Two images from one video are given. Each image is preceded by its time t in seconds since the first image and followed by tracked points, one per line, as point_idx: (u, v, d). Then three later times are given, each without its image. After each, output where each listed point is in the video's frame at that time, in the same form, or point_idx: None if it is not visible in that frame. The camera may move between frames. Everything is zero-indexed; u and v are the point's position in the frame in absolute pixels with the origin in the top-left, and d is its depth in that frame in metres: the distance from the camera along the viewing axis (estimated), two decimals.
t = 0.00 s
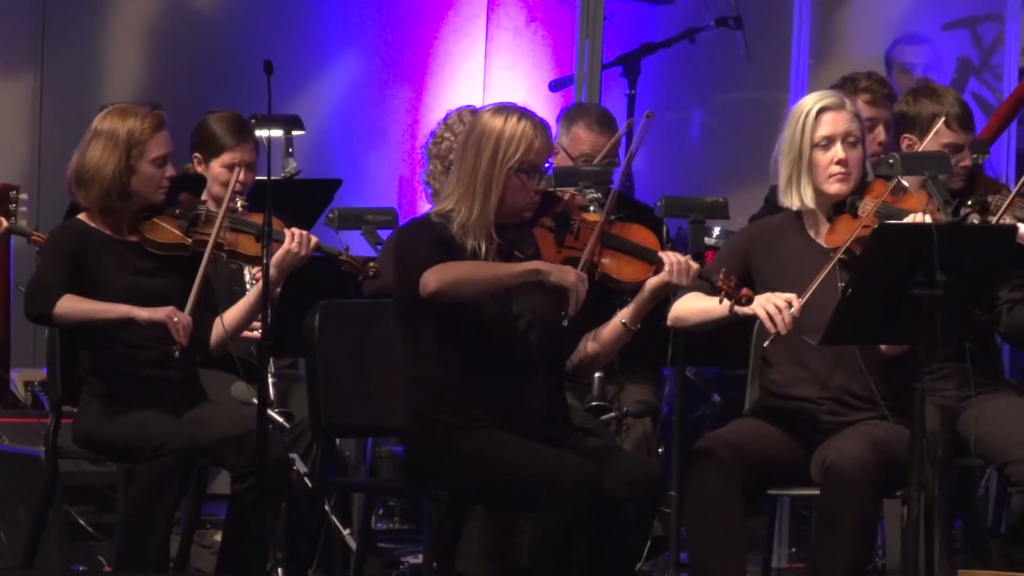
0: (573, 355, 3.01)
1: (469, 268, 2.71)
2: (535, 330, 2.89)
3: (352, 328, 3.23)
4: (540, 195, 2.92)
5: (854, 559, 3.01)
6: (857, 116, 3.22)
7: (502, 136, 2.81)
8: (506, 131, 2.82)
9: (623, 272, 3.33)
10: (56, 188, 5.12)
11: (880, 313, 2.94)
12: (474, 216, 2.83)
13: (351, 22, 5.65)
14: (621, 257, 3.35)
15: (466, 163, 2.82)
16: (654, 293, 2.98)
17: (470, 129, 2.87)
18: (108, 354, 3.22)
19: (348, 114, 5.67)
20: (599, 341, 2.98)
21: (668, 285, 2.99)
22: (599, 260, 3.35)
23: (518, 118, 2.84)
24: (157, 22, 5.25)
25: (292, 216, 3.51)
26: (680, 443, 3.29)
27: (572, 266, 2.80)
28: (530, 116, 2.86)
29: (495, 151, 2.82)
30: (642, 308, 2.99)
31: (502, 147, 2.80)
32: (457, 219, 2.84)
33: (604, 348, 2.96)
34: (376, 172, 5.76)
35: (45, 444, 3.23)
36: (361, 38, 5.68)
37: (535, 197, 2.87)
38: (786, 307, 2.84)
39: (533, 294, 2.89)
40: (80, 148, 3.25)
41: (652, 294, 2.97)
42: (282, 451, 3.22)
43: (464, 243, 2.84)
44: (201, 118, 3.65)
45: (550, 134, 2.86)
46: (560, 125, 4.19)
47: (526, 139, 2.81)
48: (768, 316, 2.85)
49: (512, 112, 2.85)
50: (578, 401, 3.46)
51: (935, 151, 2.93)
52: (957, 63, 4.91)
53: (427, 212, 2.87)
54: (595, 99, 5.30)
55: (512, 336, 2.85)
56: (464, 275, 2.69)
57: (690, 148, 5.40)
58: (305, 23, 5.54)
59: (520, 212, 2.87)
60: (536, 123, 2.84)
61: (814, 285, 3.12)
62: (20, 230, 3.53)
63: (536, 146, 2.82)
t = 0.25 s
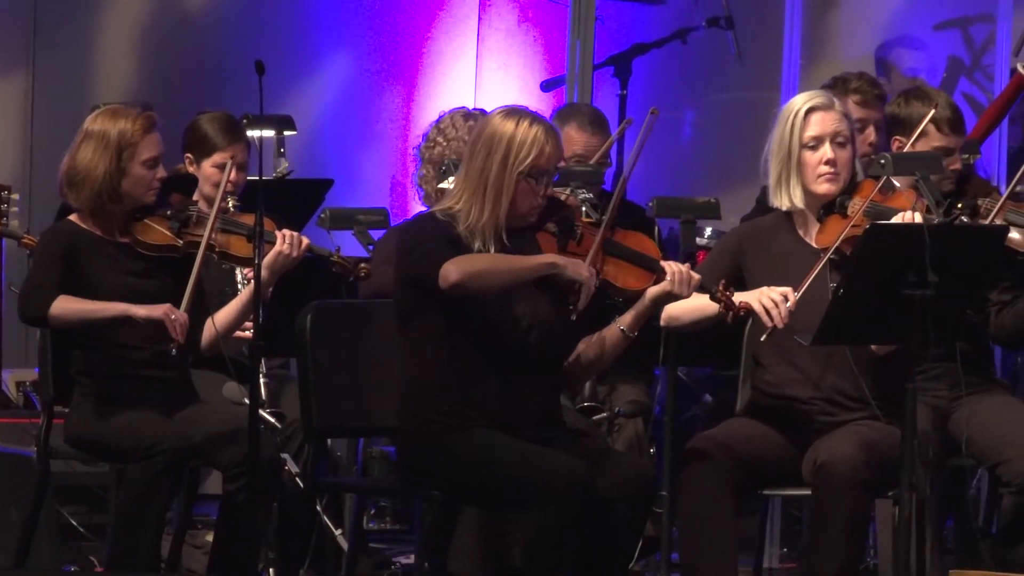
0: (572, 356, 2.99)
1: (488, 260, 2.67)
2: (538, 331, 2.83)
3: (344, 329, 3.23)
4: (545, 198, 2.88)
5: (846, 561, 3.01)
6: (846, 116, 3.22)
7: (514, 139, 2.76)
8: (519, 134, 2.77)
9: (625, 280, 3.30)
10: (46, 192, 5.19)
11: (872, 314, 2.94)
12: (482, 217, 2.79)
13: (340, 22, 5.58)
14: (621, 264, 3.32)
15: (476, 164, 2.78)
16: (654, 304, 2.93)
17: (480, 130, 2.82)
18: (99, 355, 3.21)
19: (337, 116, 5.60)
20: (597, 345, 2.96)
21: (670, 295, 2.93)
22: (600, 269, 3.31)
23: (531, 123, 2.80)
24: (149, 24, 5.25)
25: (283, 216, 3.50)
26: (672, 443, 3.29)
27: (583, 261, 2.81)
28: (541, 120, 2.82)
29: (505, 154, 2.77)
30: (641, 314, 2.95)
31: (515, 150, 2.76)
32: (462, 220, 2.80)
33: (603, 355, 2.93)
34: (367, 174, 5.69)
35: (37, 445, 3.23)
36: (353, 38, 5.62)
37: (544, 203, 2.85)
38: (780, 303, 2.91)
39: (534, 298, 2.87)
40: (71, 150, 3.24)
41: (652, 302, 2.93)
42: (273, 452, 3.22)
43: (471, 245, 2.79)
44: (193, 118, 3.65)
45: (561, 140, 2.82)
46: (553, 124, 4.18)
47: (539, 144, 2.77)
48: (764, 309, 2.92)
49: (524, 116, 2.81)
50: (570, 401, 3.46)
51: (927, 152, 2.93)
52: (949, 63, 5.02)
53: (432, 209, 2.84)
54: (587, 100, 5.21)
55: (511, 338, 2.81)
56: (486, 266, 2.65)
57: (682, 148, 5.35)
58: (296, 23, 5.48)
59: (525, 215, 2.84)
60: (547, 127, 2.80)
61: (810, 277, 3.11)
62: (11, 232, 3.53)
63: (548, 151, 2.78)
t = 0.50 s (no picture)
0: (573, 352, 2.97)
1: (500, 256, 2.65)
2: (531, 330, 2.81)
3: (336, 329, 3.24)
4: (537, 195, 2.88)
5: (837, 561, 3.00)
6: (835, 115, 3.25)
7: (506, 138, 2.76)
8: (510, 133, 2.76)
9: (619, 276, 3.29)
10: (37, 190, 5.14)
11: (862, 314, 2.94)
12: (477, 217, 2.78)
13: (334, 22, 5.59)
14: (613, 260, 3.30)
15: (469, 164, 2.77)
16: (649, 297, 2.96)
17: (471, 131, 2.81)
18: (91, 355, 3.21)
19: (330, 116, 5.61)
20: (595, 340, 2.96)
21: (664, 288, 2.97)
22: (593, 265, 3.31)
23: (521, 121, 2.79)
24: (141, 24, 5.24)
25: (274, 217, 3.50)
26: (663, 443, 3.29)
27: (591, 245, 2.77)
28: (533, 118, 2.81)
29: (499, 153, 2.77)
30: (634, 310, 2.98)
31: (507, 150, 2.75)
32: (455, 221, 2.79)
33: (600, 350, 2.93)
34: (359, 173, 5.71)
35: (28, 445, 3.22)
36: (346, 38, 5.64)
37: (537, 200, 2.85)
38: (782, 284, 2.94)
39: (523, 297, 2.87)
40: (59, 152, 3.24)
41: (646, 298, 2.96)
42: (265, 452, 3.22)
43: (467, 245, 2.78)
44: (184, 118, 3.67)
45: (553, 137, 2.82)
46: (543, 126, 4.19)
47: (532, 142, 2.76)
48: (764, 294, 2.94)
49: (515, 115, 2.80)
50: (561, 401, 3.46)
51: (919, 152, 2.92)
52: (938, 63, 4.86)
53: (426, 210, 2.83)
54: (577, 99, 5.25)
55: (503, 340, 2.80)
56: (498, 263, 2.64)
57: (672, 149, 5.36)
58: (288, 24, 5.49)
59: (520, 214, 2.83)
60: (539, 125, 2.80)
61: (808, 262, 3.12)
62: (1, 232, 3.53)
63: (541, 149, 2.78)
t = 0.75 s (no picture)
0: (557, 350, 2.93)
1: (474, 262, 2.64)
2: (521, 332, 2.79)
3: (329, 330, 3.24)
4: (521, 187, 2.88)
5: (828, 561, 3.00)
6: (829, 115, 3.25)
7: (482, 131, 2.76)
8: (485, 125, 2.77)
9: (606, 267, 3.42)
10: (28, 190, 5.19)
11: (855, 314, 2.94)
12: (465, 218, 2.77)
13: (325, 22, 5.52)
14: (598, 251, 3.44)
15: (450, 162, 2.76)
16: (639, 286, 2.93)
17: (445, 130, 2.81)
18: (83, 355, 3.21)
19: (321, 116, 5.53)
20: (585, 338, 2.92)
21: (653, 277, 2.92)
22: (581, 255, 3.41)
23: (494, 112, 2.80)
24: (132, 22, 5.23)
25: (266, 217, 3.50)
26: (655, 443, 3.29)
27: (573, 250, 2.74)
28: (503, 109, 2.82)
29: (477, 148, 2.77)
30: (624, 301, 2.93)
31: (484, 144, 2.75)
32: (442, 221, 2.77)
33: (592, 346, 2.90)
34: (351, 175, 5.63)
35: (19, 445, 3.23)
36: (337, 39, 5.55)
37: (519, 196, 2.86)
38: (771, 291, 2.86)
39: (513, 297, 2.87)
40: (50, 152, 3.25)
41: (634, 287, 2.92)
42: (256, 452, 3.22)
43: (458, 245, 2.77)
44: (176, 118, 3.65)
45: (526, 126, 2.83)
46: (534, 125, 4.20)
47: (507, 132, 2.77)
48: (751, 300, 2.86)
49: (485, 109, 2.81)
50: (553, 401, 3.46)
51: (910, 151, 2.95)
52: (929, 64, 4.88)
53: (410, 214, 2.81)
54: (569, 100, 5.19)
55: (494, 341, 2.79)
56: (471, 269, 2.62)
57: (664, 150, 5.31)
58: (280, 23, 5.43)
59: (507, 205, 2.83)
60: (511, 114, 2.81)
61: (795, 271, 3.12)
62: None
63: (517, 137, 2.79)
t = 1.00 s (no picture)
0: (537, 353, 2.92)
1: (429, 279, 2.62)
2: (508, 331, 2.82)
3: (321, 330, 3.24)
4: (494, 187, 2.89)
5: (819, 562, 3.00)
6: (826, 116, 3.22)
7: (448, 130, 2.75)
8: (451, 124, 2.76)
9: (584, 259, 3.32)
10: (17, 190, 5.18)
11: (845, 315, 2.94)
12: (438, 220, 2.75)
13: (318, 23, 5.50)
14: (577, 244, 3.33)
15: (420, 167, 2.74)
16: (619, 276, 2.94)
17: (411, 131, 2.79)
18: (73, 355, 3.22)
19: (312, 118, 5.53)
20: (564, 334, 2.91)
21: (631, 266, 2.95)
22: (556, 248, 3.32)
23: (458, 110, 2.78)
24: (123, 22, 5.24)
25: (256, 217, 3.50)
26: (645, 444, 3.29)
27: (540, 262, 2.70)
28: (468, 106, 2.80)
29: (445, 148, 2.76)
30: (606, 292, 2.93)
31: (452, 145, 2.74)
32: (416, 226, 2.76)
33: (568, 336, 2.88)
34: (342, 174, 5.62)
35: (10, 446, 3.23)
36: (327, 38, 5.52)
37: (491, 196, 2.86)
38: (754, 302, 2.85)
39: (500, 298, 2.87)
40: (39, 152, 3.26)
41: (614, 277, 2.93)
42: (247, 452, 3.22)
43: (432, 249, 2.76)
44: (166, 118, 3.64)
45: (491, 120, 2.81)
46: (524, 125, 4.19)
47: (473, 129, 2.75)
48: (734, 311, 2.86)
49: (450, 107, 2.79)
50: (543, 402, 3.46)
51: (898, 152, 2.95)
52: (923, 66, 4.88)
53: (383, 222, 2.79)
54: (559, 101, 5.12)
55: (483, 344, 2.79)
56: (425, 285, 2.61)
57: (655, 150, 5.27)
58: (270, 22, 5.41)
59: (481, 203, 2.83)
60: (477, 110, 2.79)
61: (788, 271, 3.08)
62: None
63: (483, 133, 2.77)
